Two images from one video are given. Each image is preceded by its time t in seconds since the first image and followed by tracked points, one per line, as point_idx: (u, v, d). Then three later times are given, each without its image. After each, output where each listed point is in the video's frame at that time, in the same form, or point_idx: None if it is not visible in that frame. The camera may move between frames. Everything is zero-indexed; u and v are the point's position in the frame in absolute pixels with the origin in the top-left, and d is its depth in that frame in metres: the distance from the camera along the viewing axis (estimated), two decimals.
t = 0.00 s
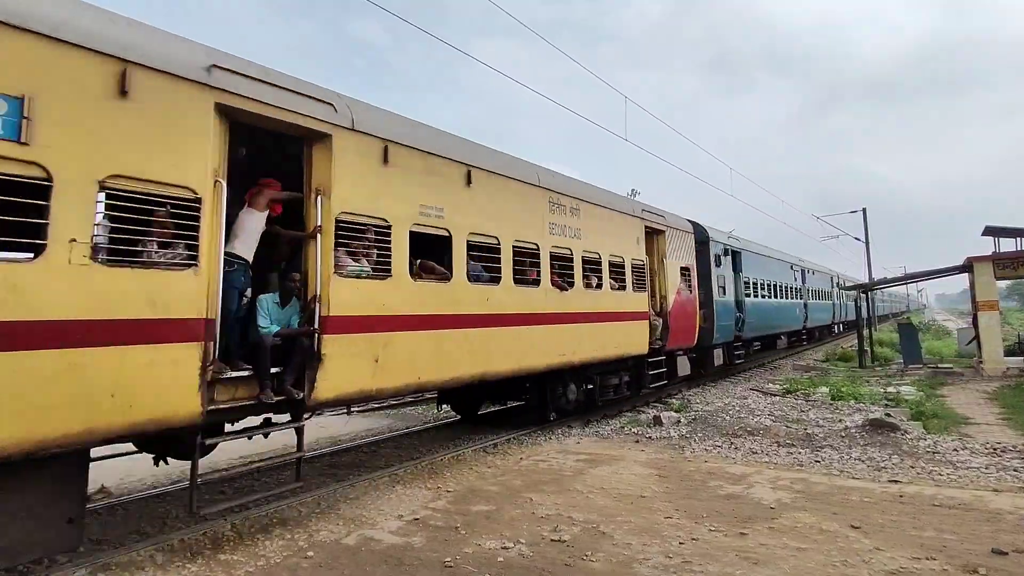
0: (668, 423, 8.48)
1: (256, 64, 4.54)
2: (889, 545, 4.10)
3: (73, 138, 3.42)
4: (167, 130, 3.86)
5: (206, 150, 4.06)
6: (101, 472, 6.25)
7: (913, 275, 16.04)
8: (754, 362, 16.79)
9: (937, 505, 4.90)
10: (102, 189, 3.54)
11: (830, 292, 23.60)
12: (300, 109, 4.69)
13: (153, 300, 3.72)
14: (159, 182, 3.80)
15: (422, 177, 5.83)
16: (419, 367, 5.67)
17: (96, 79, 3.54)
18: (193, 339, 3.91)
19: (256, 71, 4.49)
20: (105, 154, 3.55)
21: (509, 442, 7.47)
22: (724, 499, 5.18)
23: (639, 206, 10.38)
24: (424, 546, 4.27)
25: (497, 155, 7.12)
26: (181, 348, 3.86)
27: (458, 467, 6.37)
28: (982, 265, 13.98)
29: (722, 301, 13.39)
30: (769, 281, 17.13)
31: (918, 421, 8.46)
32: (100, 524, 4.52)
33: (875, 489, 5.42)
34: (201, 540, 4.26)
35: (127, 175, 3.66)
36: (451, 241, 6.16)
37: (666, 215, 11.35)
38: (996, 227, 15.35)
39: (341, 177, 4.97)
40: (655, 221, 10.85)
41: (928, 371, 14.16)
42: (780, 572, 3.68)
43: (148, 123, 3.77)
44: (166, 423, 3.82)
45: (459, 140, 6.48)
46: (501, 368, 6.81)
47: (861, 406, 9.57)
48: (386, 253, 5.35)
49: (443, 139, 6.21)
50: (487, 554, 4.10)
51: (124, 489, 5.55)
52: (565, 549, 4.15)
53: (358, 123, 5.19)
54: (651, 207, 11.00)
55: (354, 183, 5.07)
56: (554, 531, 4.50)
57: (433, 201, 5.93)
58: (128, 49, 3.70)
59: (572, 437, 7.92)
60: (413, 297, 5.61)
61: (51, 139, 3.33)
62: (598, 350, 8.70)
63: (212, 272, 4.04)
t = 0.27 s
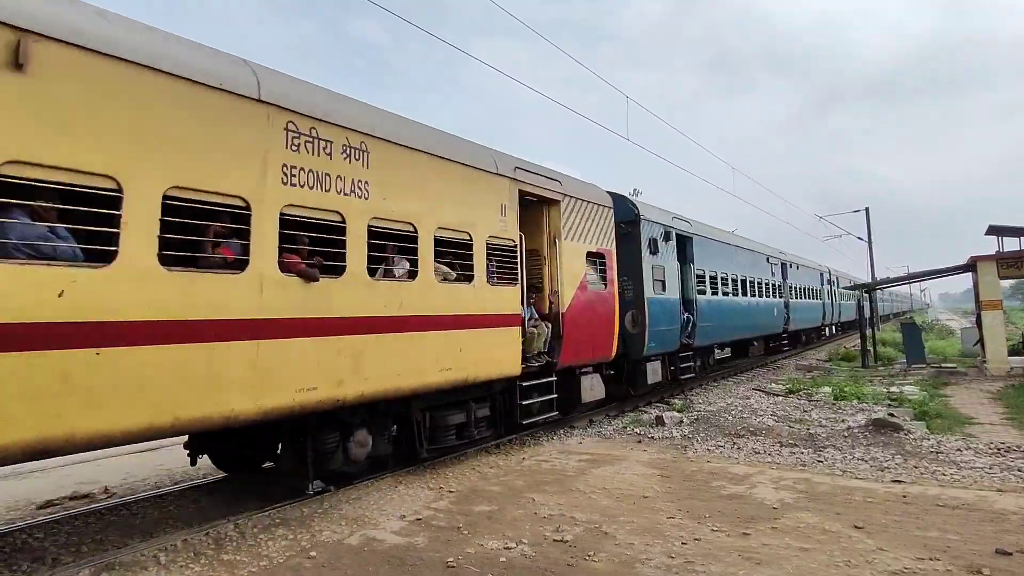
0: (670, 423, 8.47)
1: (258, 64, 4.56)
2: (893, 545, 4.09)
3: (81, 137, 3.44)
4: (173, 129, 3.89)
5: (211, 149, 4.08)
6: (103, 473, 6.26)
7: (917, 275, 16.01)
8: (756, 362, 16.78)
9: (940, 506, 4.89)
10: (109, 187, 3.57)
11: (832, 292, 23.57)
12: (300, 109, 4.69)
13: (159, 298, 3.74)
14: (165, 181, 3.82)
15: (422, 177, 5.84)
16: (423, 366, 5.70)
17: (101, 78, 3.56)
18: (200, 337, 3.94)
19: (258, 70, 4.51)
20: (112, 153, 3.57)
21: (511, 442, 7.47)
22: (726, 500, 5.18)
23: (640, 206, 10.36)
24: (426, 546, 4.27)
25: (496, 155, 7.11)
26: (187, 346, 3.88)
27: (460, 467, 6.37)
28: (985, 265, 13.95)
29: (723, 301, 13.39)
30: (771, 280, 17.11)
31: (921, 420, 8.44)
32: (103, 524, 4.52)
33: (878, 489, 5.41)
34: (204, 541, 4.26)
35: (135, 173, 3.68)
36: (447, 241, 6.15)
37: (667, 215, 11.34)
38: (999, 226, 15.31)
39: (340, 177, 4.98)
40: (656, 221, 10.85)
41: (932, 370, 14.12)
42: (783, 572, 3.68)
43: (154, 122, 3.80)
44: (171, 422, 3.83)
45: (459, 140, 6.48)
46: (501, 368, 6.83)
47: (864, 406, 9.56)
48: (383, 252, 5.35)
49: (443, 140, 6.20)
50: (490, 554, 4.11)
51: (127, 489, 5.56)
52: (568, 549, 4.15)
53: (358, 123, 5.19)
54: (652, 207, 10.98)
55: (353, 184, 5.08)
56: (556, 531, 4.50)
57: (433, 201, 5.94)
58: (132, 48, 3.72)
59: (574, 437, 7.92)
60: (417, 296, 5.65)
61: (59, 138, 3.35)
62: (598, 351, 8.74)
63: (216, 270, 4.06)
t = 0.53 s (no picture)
0: (672, 422, 8.47)
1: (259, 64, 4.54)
2: (896, 545, 4.08)
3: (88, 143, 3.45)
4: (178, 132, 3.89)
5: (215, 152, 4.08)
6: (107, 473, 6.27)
7: (919, 274, 15.97)
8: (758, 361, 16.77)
9: (943, 505, 4.87)
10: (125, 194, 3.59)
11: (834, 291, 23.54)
12: (300, 110, 4.68)
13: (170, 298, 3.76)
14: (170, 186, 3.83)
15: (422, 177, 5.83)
16: (426, 364, 5.70)
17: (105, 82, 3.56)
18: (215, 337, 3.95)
19: (261, 71, 4.49)
20: (119, 156, 3.58)
21: (513, 441, 7.48)
22: (729, 499, 5.17)
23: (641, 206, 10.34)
24: (428, 546, 4.27)
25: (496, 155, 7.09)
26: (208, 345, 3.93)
27: (462, 467, 6.37)
28: (988, 264, 13.92)
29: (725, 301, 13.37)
30: (773, 280, 17.09)
31: (924, 420, 8.42)
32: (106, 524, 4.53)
33: (881, 489, 5.40)
34: (207, 541, 4.27)
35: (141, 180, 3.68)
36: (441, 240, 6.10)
37: (669, 214, 11.32)
38: (1002, 225, 15.27)
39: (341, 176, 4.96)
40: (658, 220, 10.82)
41: (934, 370, 14.09)
42: (786, 572, 3.67)
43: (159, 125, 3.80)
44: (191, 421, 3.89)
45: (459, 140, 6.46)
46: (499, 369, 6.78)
47: (866, 405, 9.54)
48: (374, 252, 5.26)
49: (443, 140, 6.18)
50: (492, 554, 4.11)
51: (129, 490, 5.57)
52: (570, 550, 4.15)
53: (358, 123, 5.17)
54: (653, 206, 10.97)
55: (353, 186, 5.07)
56: (558, 531, 4.50)
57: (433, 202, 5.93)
58: (136, 52, 3.72)
59: (576, 437, 7.91)
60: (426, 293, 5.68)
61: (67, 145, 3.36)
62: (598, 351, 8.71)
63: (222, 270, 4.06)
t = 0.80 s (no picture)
0: (673, 423, 8.46)
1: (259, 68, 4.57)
2: (897, 545, 4.07)
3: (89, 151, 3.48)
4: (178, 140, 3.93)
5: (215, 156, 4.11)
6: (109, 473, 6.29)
7: (921, 273, 15.94)
8: (760, 361, 16.76)
9: (944, 505, 4.87)
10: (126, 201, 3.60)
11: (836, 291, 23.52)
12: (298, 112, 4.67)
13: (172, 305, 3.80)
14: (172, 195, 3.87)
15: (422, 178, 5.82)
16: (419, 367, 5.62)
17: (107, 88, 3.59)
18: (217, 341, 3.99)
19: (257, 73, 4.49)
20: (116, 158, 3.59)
21: (514, 442, 7.48)
22: (730, 499, 5.17)
23: (642, 205, 10.30)
24: (429, 546, 4.27)
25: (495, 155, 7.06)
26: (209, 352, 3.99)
27: (462, 467, 6.37)
28: (990, 263, 13.89)
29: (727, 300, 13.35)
30: (775, 280, 17.08)
31: (926, 420, 8.40)
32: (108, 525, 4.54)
33: (882, 488, 5.39)
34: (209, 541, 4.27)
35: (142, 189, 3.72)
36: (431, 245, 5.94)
37: (670, 213, 11.29)
38: (1004, 224, 15.24)
39: (341, 179, 4.96)
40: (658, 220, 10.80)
41: (936, 369, 14.06)
42: (787, 572, 3.67)
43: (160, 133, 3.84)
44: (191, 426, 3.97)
45: (458, 140, 6.43)
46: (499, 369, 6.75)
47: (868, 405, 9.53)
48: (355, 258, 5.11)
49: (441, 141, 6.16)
50: (493, 554, 4.11)
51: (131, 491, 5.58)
52: (570, 549, 4.15)
53: (357, 125, 5.19)
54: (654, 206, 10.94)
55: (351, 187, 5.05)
56: (559, 531, 4.50)
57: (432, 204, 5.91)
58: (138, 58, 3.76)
59: (577, 437, 7.91)
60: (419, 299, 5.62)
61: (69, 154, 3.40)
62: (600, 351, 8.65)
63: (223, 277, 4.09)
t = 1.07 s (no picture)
0: (674, 423, 8.46)
1: (260, 69, 4.57)
2: (898, 545, 4.07)
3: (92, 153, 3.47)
4: (182, 140, 3.91)
5: (218, 157, 4.10)
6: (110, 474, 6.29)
7: (922, 273, 15.93)
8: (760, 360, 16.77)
9: (946, 505, 4.86)
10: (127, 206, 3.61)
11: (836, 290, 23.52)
12: (302, 113, 4.67)
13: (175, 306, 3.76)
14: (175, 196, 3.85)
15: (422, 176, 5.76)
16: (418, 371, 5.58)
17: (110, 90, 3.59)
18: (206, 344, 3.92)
19: (257, 75, 4.50)
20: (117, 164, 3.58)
21: (514, 442, 7.48)
22: (731, 500, 5.17)
23: (642, 205, 10.28)
24: (430, 547, 4.27)
25: (496, 155, 7.05)
26: (213, 352, 3.96)
27: (463, 468, 6.37)
28: (990, 263, 13.89)
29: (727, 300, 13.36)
30: (775, 280, 17.09)
31: (926, 419, 8.41)
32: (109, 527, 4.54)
33: (883, 488, 5.39)
34: (210, 543, 4.27)
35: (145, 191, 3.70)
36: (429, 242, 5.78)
37: (670, 213, 11.27)
38: (1003, 223, 15.24)
39: (341, 178, 4.92)
40: (659, 219, 10.78)
41: (936, 369, 14.06)
42: (788, 572, 3.66)
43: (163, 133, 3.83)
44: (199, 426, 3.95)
45: (459, 140, 6.42)
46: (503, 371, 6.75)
47: (868, 405, 9.53)
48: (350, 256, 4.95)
49: (443, 141, 6.16)
50: (494, 555, 4.11)
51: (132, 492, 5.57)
52: (571, 550, 4.15)
53: (358, 125, 5.17)
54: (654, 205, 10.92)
55: (354, 188, 5.04)
56: (560, 532, 4.50)
57: (435, 203, 5.90)
58: (141, 60, 3.76)
59: (578, 438, 7.92)
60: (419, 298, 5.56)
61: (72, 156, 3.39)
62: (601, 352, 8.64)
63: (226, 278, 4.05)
